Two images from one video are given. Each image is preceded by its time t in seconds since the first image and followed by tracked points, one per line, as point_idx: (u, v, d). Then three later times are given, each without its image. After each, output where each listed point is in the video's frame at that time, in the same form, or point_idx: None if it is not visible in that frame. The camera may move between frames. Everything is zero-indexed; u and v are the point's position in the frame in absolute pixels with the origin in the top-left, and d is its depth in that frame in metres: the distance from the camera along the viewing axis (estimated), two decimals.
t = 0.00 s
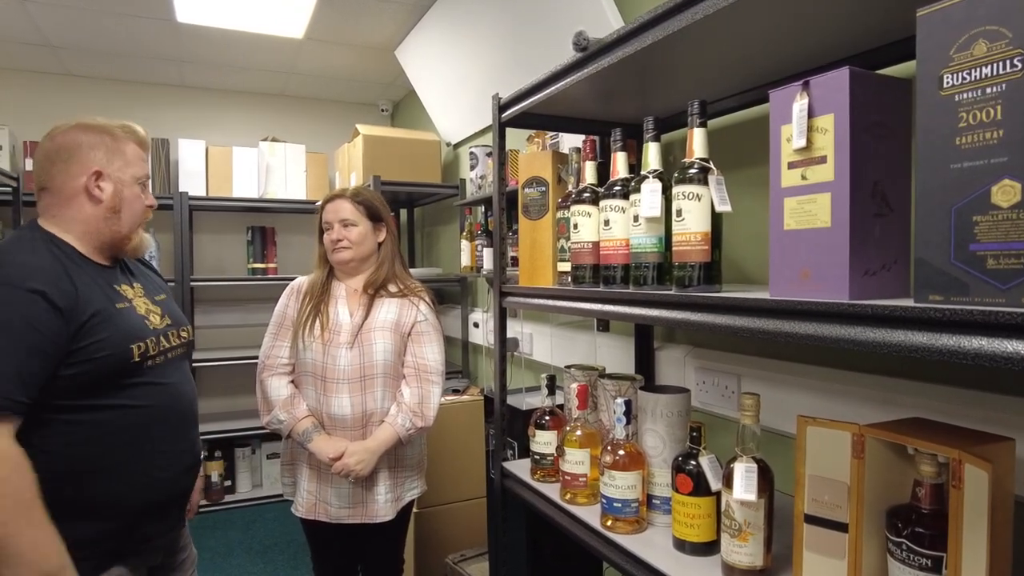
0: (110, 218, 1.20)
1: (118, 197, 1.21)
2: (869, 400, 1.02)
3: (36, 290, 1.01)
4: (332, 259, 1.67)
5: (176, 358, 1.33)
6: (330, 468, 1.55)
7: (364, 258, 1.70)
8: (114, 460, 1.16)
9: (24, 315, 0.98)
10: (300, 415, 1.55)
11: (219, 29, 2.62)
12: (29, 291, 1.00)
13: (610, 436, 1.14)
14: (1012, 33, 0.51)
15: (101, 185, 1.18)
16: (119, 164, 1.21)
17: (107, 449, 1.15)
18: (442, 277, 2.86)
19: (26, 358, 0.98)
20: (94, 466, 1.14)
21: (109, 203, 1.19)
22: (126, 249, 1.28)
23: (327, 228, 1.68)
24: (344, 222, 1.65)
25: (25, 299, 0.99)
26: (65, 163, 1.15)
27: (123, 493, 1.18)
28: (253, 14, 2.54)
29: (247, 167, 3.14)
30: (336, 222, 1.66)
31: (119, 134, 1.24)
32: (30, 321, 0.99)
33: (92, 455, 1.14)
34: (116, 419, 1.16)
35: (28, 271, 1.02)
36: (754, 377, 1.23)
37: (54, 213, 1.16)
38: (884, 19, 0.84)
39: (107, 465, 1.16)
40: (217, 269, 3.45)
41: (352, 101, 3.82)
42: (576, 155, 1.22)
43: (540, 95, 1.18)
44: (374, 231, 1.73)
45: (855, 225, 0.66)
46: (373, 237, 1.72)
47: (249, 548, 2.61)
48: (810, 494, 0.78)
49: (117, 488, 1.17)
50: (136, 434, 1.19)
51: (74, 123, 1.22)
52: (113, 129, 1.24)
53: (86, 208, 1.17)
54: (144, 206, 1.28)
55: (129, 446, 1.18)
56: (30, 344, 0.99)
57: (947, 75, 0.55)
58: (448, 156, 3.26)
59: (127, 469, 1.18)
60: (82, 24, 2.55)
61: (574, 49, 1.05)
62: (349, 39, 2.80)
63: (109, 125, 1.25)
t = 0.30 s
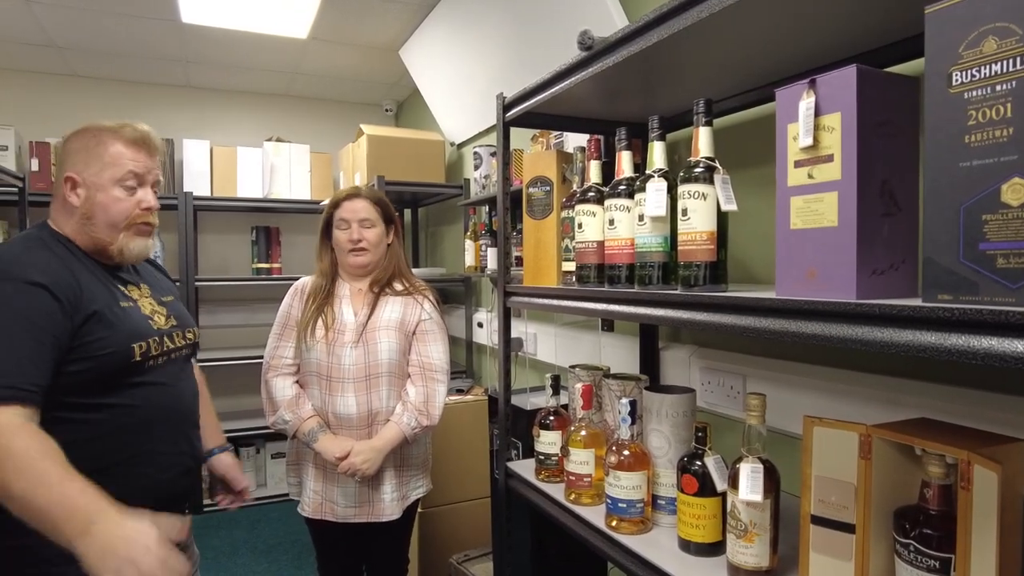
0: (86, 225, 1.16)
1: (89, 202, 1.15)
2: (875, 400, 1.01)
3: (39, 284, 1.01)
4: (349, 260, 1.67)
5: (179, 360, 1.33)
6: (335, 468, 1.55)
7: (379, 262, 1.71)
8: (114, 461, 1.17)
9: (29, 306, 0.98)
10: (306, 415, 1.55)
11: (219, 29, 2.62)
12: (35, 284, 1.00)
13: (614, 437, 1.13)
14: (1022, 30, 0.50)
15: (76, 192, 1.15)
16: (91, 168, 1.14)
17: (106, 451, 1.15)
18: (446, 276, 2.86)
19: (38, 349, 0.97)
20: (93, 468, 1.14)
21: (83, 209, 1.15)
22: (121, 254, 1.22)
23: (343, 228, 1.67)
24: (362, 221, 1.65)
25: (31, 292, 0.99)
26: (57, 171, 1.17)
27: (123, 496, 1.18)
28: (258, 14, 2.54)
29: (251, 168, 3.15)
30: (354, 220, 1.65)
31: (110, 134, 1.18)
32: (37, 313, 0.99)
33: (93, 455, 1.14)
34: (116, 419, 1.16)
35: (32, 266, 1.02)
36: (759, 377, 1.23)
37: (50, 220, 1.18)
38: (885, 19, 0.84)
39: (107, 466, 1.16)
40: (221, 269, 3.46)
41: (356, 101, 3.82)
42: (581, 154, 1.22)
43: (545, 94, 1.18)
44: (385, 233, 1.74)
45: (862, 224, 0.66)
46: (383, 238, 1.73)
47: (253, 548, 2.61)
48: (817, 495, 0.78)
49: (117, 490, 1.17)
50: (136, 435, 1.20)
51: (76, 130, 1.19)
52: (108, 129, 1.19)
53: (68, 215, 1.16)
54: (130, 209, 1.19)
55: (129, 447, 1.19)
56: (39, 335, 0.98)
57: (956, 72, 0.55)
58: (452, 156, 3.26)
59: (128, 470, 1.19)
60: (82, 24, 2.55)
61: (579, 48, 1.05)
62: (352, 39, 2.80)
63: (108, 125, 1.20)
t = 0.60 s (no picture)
0: (85, 225, 1.15)
1: (88, 202, 1.15)
2: (880, 400, 1.01)
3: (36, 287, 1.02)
4: (362, 260, 1.67)
5: (180, 363, 1.33)
6: (340, 468, 1.55)
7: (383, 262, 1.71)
8: (113, 463, 1.16)
9: (24, 310, 1.00)
10: (310, 416, 1.54)
11: (225, 29, 2.63)
12: (31, 289, 1.02)
13: (617, 436, 1.13)
14: None
15: (75, 192, 1.15)
16: (89, 169, 1.14)
17: (104, 452, 1.15)
18: (449, 276, 2.86)
19: (30, 354, 0.99)
20: (91, 470, 1.13)
21: (81, 209, 1.15)
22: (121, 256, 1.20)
23: (358, 228, 1.67)
24: (380, 224, 1.68)
25: (26, 296, 1.00)
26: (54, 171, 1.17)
27: (121, 498, 1.17)
28: (260, 14, 2.55)
29: (254, 167, 3.16)
30: (373, 223, 1.67)
31: (110, 133, 1.18)
32: (33, 317, 1.00)
33: (92, 456, 1.13)
34: (115, 420, 1.16)
35: (30, 269, 1.04)
36: (763, 377, 1.22)
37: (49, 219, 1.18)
38: (885, 18, 0.84)
39: (106, 468, 1.15)
40: (224, 269, 3.46)
41: (359, 101, 3.83)
42: (584, 153, 1.22)
43: (548, 93, 1.18)
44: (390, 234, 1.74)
45: (867, 223, 0.65)
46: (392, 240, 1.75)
47: (256, 548, 2.62)
48: (821, 495, 0.77)
49: (116, 492, 1.16)
50: (135, 436, 1.19)
51: (72, 129, 1.19)
52: (106, 128, 1.18)
53: (66, 216, 1.16)
54: (128, 210, 1.18)
55: (128, 448, 1.18)
56: (33, 340, 0.99)
57: (963, 69, 0.55)
58: (454, 156, 3.26)
59: (127, 472, 1.18)
60: (85, 24, 2.55)
61: (582, 46, 1.05)
62: (355, 39, 2.80)
63: (105, 123, 1.20)
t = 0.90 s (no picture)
0: (74, 226, 1.15)
1: (74, 203, 1.14)
2: (883, 400, 1.01)
3: (25, 295, 1.03)
4: (367, 260, 1.67)
5: (181, 363, 1.33)
6: (343, 468, 1.55)
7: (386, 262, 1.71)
8: (111, 464, 1.16)
9: (13, 318, 1.01)
10: (314, 416, 1.54)
11: (227, 29, 2.64)
12: (15, 294, 1.02)
13: (620, 436, 1.13)
14: None
15: (63, 194, 1.15)
16: (74, 170, 1.13)
17: (103, 454, 1.15)
18: (451, 276, 2.86)
19: (11, 361, 0.99)
20: (88, 472, 1.14)
21: (69, 211, 1.14)
22: (112, 255, 1.19)
23: (362, 227, 1.67)
24: (385, 224, 1.68)
25: (14, 304, 1.01)
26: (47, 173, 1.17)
27: (117, 501, 1.17)
28: (262, 15, 2.55)
29: (256, 167, 3.16)
30: (377, 223, 1.67)
31: (93, 131, 1.16)
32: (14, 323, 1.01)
33: (89, 458, 1.13)
34: (114, 422, 1.16)
35: (20, 276, 1.04)
36: (766, 376, 1.22)
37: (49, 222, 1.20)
38: (886, 18, 0.84)
39: (103, 470, 1.15)
40: (226, 269, 3.47)
41: (361, 100, 3.83)
42: (586, 152, 1.21)
43: (549, 93, 1.18)
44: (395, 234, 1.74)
45: (870, 222, 0.65)
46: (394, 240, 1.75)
47: (258, 547, 2.62)
48: (823, 495, 0.77)
49: (112, 495, 1.16)
50: (134, 437, 1.19)
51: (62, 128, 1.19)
52: (88, 126, 1.16)
53: (58, 219, 1.16)
54: (114, 209, 1.17)
55: (126, 450, 1.18)
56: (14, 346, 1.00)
57: (965, 68, 0.54)
58: (456, 156, 3.26)
59: (124, 474, 1.18)
60: (88, 24, 2.56)
61: (584, 46, 1.05)
62: (357, 39, 2.81)
63: (89, 121, 1.18)
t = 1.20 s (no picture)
0: (73, 227, 1.15)
1: (72, 204, 1.14)
2: (886, 400, 1.00)
3: (18, 295, 1.04)
4: (369, 261, 1.67)
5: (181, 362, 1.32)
6: (344, 468, 1.55)
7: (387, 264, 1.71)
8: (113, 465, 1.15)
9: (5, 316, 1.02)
10: (314, 417, 1.55)
11: (230, 29, 2.64)
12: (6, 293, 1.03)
13: (622, 436, 1.13)
14: None
15: (61, 194, 1.14)
16: (72, 170, 1.13)
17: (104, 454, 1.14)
18: (453, 276, 2.87)
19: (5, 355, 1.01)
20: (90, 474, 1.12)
21: (68, 211, 1.14)
22: (112, 255, 1.19)
23: (365, 227, 1.67)
24: (387, 225, 1.68)
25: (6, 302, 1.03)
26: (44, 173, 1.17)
27: (118, 501, 1.16)
28: (263, 14, 2.55)
29: (258, 167, 3.16)
30: (380, 223, 1.67)
31: (90, 131, 1.16)
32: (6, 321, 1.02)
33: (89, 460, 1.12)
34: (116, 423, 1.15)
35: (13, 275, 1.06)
36: (768, 377, 1.22)
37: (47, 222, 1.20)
38: (891, 17, 0.84)
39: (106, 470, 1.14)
40: (229, 268, 3.47)
41: (363, 101, 3.83)
42: (588, 152, 1.22)
43: (552, 92, 1.18)
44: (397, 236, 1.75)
45: (873, 222, 0.65)
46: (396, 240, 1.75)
47: (261, 547, 2.63)
48: (826, 494, 0.77)
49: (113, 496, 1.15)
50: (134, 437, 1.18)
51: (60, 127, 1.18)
52: (84, 125, 1.16)
53: (56, 219, 1.16)
54: (113, 210, 1.16)
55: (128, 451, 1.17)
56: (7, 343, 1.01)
57: (970, 67, 0.54)
58: (458, 156, 3.27)
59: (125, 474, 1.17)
60: (91, 24, 2.56)
61: (587, 46, 1.05)
62: (359, 39, 2.81)
63: (88, 121, 1.18)
